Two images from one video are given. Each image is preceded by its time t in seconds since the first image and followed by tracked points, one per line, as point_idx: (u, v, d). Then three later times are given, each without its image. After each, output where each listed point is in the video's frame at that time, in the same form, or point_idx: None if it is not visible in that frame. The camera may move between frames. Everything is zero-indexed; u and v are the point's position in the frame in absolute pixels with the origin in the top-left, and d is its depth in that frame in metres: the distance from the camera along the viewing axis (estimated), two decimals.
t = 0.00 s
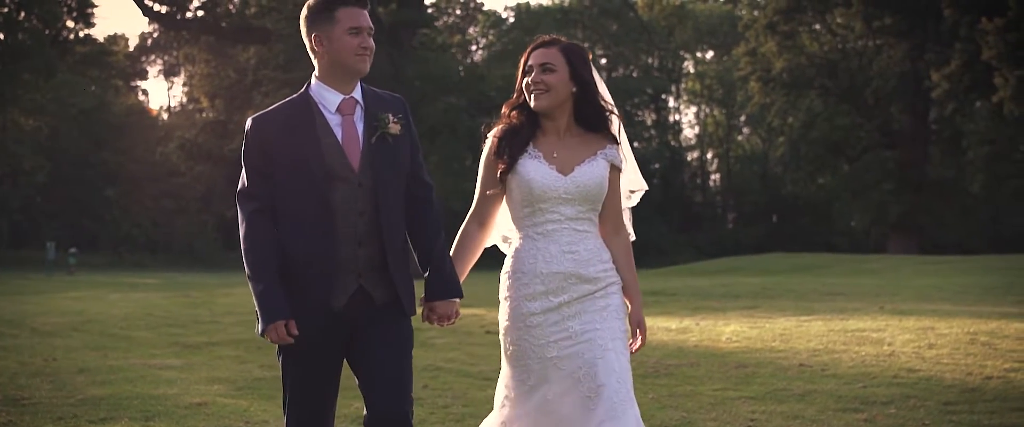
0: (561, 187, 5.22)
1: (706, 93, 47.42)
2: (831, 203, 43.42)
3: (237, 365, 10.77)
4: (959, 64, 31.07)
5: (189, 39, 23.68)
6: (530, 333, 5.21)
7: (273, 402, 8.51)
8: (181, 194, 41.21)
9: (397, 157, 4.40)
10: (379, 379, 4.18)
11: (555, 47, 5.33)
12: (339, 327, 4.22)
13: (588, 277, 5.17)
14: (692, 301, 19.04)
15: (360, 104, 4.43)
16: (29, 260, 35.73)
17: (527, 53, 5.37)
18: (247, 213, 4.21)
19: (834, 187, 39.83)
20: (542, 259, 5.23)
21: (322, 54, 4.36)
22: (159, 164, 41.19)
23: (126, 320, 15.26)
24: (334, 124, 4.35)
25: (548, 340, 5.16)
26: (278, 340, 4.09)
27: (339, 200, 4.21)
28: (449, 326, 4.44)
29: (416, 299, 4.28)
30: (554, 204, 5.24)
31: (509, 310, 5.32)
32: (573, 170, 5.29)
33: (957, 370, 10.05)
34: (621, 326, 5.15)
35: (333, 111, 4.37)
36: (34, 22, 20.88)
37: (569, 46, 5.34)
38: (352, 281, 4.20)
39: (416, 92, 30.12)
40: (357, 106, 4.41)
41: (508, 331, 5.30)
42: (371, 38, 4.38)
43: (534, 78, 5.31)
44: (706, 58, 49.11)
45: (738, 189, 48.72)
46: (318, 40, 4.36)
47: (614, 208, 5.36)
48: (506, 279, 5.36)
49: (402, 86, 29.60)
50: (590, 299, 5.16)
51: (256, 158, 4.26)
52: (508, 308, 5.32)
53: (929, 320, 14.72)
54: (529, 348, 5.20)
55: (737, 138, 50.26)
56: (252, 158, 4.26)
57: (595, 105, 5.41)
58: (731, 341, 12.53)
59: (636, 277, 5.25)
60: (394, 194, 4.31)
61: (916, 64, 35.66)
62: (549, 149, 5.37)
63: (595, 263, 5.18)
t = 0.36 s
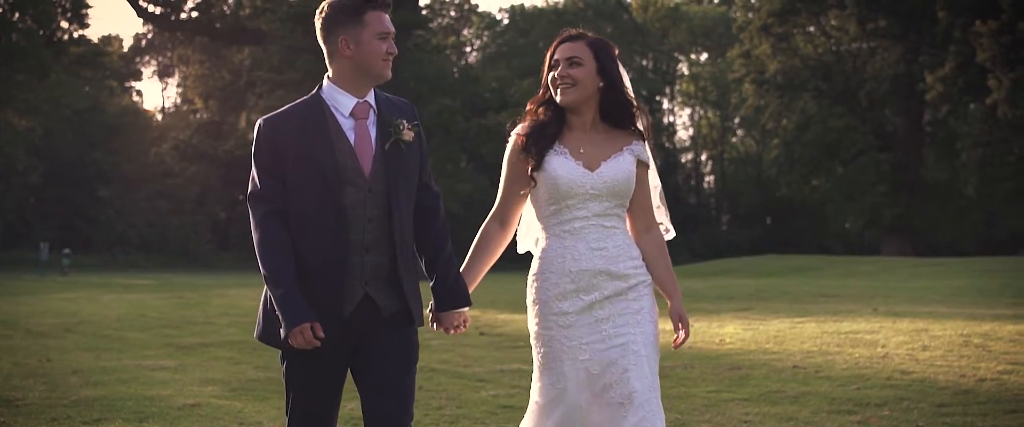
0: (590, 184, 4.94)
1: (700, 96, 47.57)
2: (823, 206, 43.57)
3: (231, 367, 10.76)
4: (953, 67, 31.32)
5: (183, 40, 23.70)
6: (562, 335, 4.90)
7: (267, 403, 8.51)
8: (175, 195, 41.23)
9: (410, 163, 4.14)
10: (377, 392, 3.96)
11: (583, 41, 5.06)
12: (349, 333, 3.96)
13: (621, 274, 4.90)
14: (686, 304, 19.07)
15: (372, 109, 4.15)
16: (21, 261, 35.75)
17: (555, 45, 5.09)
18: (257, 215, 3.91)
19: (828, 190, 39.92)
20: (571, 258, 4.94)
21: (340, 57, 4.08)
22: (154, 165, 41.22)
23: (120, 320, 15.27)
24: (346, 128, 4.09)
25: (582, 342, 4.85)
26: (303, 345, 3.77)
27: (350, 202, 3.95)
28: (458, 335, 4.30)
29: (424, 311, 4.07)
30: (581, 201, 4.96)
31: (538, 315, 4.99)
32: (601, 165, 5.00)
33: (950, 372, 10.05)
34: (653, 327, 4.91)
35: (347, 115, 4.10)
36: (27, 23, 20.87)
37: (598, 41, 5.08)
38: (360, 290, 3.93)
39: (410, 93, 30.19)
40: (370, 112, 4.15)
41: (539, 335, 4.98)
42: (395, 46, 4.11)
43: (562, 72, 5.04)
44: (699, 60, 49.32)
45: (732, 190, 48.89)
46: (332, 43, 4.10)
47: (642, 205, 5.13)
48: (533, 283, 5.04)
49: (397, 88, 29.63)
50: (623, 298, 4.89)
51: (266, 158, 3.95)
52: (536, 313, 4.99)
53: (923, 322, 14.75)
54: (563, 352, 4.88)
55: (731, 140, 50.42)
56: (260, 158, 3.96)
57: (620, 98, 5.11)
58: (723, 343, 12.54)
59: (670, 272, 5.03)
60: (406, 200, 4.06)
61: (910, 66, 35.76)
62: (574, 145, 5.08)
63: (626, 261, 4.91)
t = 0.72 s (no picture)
0: (595, 181, 4.96)
1: (689, 101, 47.87)
2: (812, 211, 43.85)
3: (221, 372, 10.74)
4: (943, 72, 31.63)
5: (174, 46, 23.72)
6: (567, 332, 4.86)
7: (257, 409, 8.50)
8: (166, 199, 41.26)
9: (430, 165, 3.82)
10: (384, 402, 3.69)
11: (594, 36, 5.09)
12: (360, 341, 3.67)
13: (626, 275, 4.93)
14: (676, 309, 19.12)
15: (392, 109, 3.82)
16: (11, 266, 35.72)
17: (566, 38, 5.12)
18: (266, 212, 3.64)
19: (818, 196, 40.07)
20: (575, 256, 4.95)
21: (359, 55, 3.76)
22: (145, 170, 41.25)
23: (110, 326, 15.25)
24: (363, 128, 3.77)
25: (587, 338, 4.83)
26: (311, 360, 3.52)
27: (363, 205, 3.65)
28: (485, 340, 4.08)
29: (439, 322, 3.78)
30: (588, 199, 4.98)
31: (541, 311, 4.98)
32: (608, 162, 5.02)
33: (939, 379, 10.05)
34: (656, 330, 4.95)
35: (364, 113, 3.78)
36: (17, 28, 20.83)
37: (608, 37, 5.11)
38: (371, 297, 3.65)
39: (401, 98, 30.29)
40: (390, 111, 3.82)
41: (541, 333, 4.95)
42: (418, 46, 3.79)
43: (573, 68, 5.05)
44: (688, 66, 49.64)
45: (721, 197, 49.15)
46: (353, 35, 3.75)
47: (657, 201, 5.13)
48: (539, 280, 5.03)
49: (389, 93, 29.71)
50: (627, 296, 4.93)
51: (278, 157, 3.66)
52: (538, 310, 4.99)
53: (912, 328, 14.74)
54: (566, 348, 4.84)
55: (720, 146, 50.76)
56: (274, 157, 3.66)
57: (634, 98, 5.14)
58: (714, 349, 12.55)
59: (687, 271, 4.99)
60: (423, 202, 3.75)
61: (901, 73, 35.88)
62: (582, 143, 5.11)
63: (632, 261, 4.95)
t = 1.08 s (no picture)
0: (597, 194, 5.21)
1: (675, 111, 47.74)
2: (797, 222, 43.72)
3: (206, 382, 10.74)
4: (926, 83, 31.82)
5: (160, 55, 23.71)
6: (563, 340, 5.09)
7: (242, 419, 8.50)
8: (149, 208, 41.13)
9: (443, 168, 3.93)
10: (389, 405, 3.82)
11: (595, 46, 5.30)
12: (365, 346, 3.76)
13: (626, 291, 5.19)
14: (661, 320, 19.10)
15: (403, 111, 3.93)
16: None
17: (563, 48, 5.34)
18: (273, 216, 3.69)
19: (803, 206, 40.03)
20: (576, 269, 5.19)
21: (365, 53, 3.87)
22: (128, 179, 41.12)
23: (94, 335, 15.21)
24: (373, 128, 3.88)
25: (583, 348, 5.06)
26: (289, 363, 3.64)
27: (370, 210, 3.75)
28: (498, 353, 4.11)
29: (445, 326, 3.87)
30: (589, 211, 5.22)
31: (537, 319, 5.20)
32: (609, 174, 5.27)
33: (923, 390, 10.08)
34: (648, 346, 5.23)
35: (373, 114, 3.90)
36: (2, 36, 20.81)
37: (609, 47, 5.33)
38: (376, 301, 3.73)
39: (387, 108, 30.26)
40: (400, 113, 3.92)
41: (535, 340, 5.17)
42: (418, 40, 3.88)
43: (574, 78, 5.27)
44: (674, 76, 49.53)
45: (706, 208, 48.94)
46: (364, 37, 3.87)
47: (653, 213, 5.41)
48: (534, 288, 5.26)
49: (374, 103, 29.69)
50: (624, 309, 5.18)
51: (288, 161, 3.75)
52: (532, 316, 5.22)
53: (897, 340, 14.77)
54: (563, 356, 5.06)
55: (705, 156, 50.61)
56: (283, 158, 3.76)
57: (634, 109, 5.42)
58: (698, 360, 12.56)
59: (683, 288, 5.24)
60: (428, 208, 3.84)
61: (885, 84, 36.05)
62: (582, 154, 5.34)
63: (631, 276, 5.21)
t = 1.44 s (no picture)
0: (597, 207, 4.94)
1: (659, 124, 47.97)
2: (780, 236, 43.92)
3: (188, 392, 10.75)
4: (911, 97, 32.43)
5: (145, 65, 23.74)
6: (557, 354, 4.92)
7: None
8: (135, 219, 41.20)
9: (445, 171, 3.90)
10: (389, 408, 3.84)
11: (595, 56, 4.98)
12: (364, 351, 3.75)
13: (625, 308, 4.93)
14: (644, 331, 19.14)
15: (404, 114, 3.92)
16: None
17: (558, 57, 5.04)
18: (270, 217, 3.72)
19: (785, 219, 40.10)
20: (575, 283, 4.96)
21: (360, 58, 3.90)
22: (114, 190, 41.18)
23: (76, 345, 15.20)
24: (373, 133, 3.88)
25: (577, 363, 4.87)
26: (279, 365, 3.67)
27: (367, 216, 3.73)
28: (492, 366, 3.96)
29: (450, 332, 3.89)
30: (590, 225, 4.96)
31: (532, 330, 5.03)
32: (610, 187, 5.00)
33: (905, 402, 10.11)
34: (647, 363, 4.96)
35: (374, 118, 3.89)
36: None
37: (608, 57, 5.02)
38: (375, 307, 3.73)
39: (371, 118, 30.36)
40: (401, 116, 3.92)
41: (531, 352, 5.00)
42: (410, 39, 3.86)
43: (574, 90, 4.96)
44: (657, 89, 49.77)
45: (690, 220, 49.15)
46: (358, 42, 3.89)
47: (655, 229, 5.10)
48: (532, 299, 5.07)
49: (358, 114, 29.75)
50: (624, 328, 4.93)
51: (286, 165, 3.77)
52: (528, 326, 5.05)
53: (880, 351, 14.82)
54: (556, 371, 4.89)
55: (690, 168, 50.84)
56: (281, 160, 3.78)
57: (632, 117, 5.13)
58: (681, 371, 12.56)
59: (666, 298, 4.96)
60: (429, 210, 3.82)
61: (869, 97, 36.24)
62: (582, 167, 5.06)
63: (630, 295, 4.94)
